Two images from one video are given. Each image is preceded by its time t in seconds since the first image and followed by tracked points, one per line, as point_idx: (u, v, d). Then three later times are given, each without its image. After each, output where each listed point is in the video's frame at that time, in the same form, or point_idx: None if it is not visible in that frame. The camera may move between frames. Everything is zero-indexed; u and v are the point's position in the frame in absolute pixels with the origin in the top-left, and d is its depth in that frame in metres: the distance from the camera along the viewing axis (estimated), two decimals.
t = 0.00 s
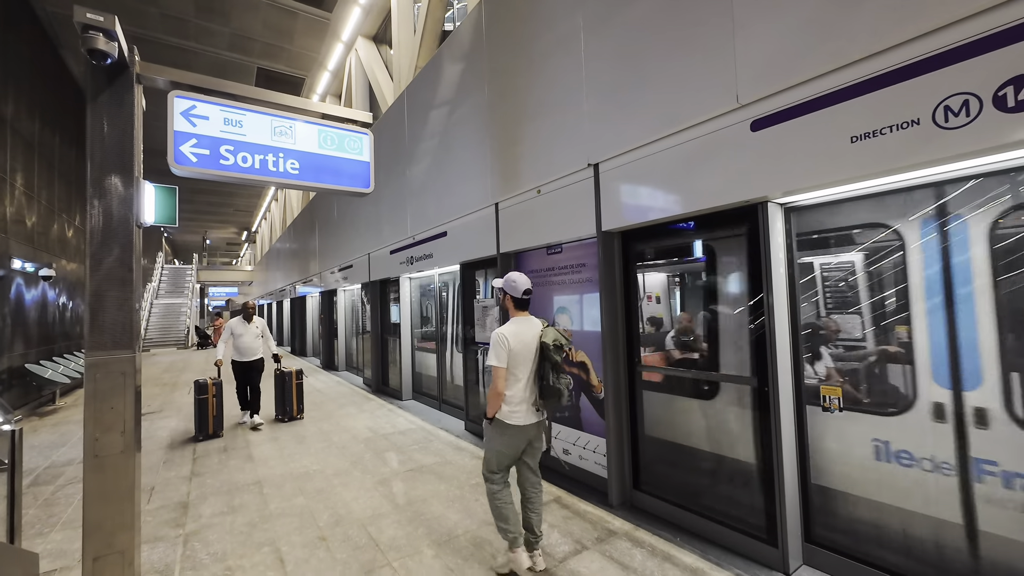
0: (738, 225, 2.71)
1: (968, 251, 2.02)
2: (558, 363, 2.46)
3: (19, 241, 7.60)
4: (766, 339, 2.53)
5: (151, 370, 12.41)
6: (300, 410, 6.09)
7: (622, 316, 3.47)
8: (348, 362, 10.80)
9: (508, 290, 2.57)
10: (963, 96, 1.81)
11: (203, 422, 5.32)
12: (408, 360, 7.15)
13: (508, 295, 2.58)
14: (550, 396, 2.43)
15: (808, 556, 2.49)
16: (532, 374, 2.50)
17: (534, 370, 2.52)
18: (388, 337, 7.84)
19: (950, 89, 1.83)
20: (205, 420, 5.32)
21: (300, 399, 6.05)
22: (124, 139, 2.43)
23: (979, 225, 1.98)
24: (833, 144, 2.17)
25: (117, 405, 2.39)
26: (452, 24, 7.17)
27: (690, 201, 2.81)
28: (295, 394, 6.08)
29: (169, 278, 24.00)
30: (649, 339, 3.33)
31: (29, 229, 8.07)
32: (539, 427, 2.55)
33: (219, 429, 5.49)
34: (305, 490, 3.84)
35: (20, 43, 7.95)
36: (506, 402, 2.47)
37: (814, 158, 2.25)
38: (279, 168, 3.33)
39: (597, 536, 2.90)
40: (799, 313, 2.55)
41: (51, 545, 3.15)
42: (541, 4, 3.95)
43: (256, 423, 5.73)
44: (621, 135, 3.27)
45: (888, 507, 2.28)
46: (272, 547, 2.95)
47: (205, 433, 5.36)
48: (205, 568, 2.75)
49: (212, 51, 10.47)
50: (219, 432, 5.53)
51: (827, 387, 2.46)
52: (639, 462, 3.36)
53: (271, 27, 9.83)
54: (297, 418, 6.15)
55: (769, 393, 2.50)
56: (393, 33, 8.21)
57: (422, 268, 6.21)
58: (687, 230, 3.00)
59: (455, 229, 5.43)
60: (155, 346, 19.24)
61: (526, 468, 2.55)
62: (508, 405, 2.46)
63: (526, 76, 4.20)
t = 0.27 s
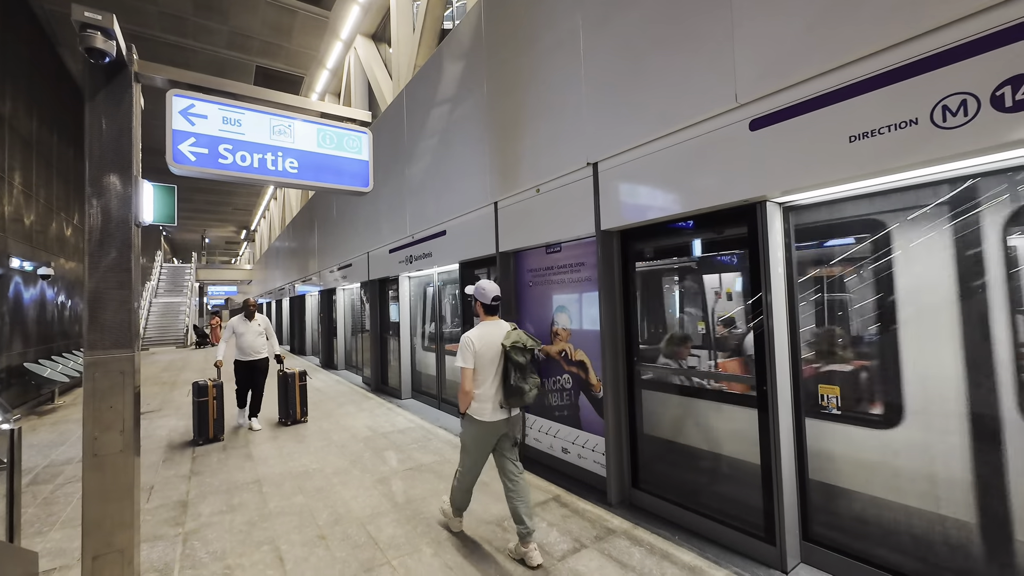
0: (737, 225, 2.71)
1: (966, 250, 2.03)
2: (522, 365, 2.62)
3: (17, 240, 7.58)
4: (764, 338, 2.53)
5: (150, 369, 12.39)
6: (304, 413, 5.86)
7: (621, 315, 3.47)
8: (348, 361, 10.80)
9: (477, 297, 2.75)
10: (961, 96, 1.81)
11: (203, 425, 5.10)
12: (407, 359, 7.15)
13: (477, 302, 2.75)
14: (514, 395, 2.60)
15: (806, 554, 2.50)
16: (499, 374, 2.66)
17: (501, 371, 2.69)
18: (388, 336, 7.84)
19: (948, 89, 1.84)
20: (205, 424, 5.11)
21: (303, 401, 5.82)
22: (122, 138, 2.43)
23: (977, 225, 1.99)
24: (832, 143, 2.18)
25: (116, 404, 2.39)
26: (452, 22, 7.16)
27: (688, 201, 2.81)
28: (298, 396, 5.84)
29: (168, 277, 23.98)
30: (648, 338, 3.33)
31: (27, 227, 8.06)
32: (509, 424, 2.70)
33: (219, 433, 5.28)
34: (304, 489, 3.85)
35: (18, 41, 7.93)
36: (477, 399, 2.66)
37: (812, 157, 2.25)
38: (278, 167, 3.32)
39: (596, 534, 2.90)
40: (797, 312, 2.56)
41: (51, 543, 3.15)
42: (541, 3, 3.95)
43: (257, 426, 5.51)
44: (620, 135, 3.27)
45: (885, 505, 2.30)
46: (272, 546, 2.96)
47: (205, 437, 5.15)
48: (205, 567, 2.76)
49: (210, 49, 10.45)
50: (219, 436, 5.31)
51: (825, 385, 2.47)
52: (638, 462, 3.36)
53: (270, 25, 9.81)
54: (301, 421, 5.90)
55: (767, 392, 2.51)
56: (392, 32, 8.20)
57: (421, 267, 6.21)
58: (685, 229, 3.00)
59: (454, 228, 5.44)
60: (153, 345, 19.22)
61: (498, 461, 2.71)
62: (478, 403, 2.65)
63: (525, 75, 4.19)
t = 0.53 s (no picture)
0: (736, 224, 2.71)
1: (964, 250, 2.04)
2: (484, 359, 2.87)
3: (15, 239, 7.57)
4: (763, 336, 2.54)
5: (149, 368, 12.39)
6: (307, 416, 5.63)
7: (621, 314, 3.48)
8: (347, 360, 10.80)
9: (451, 294, 3.10)
10: (959, 95, 1.81)
11: (203, 430, 4.89)
12: (407, 358, 7.16)
13: (451, 299, 3.10)
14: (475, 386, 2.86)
15: (804, 553, 2.50)
16: (465, 368, 2.94)
17: (467, 365, 2.96)
18: (387, 335, 7.84)
19: (947, 88, 1.84)
20: (204, 428, 4.90)
21: (307, 404, 5.59)
22: (121, 137, 2.42)
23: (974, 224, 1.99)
24: (831, 143, 2.18)
25: (115, 403, 2.39)
26: (451, 21, 7.15)
27: (688, 200, 2.81)
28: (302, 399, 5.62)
29: (166, 276, 23.95)
30: (647, 337, 3.34)
31: (26, 227, 8.04)
32: (475, 414, 2.97)
33: (220, 438, 5.06)
34: (304, 487, 3.85)
35: (16, 39, 7.90)
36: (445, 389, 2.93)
37: (812, 156, 2.25)
38: (277, 166, 3.31)
39: (595, 533, 2.91)
40: (796, 311, 2.57)
41: (50, 542, 3.16)
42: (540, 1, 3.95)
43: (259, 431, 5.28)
44: (619, 134, 3.27)
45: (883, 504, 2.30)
46: (272, 544, 2.96)
47: (205, 442, 4.94)
48: (204, 565, 2.76)
49: (209, 47, 10.43)
50: (221, 441, 5.10)
51: (824, 384, 2.49)
52: (636, 461, 3.36)
53: (269, 23, 9.79)
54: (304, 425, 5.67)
55: (766, 391, 2.51)
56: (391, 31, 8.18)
57: (420, 266, 6.21)
58: (685, 228, 3.00)
59: (453, 227, 5.44)
60: (152, 344, 19.20)
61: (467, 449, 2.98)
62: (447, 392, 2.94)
63: (524, 73, 4.19)
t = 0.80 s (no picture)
0: (735, 223, 2.72)
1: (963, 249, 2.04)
2: (466, 354, 3.07)
3: (14, 238, 7.55)
4: (762, 336, 2.54)
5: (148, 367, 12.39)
6: (310, 421, 5.42)
7: (620, 313, 3.48)
8: (346, 359, 10.80)
9: (434, 294, 3.24)
10: (959, 94, 1.81)
11: (203, 435, 4.68)
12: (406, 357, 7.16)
13: (434, 299, 3.25)
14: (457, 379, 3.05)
15: (803, 551, 2.51)
16: (449, 362, 3.13)
17: (450, 360, 3.16)
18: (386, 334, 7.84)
19: (946, 87, 1.84)
20: (204, 434, 4.69)
21: (310, 408, 5.38)
22: (120, 135, 2.42)
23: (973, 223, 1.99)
24: (830, 142, 2.18)
25: (114, 402, 2.38)
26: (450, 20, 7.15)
27: (687, 199, 2.81)
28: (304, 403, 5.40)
29: (165, 275, 23.93)
30: (646, 336, 3.34)
31: (24, 225, 8.04)
32: (457, 405, 3.16)
33: (220, 444, 4.85)
34: (303, 486, 3.85)
35: (14, 38, 7.89)
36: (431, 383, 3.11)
37: (811, 155, 2.25)
38: (276, 165, 3.31)
39: (594, 532, 2.91)
40: (796, 310, 2.57)
41: (49, 541, 3.15)
42: None
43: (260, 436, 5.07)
44: (618, 133, 3.27)
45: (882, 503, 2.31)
46: (271, 543, 2.96)
47: (205, 448, 4.73)
48: (203, 564, 2.76)
49: (208, 46, 10.41)
50: (222, 447, 4.87)
51: (823, 383, 2.49)
52: (636, 460, 3.36)
53: (268, 22, 9.77)
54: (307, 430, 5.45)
55: (765, 390, 2.52)
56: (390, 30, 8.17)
57: (420, 265, 6.20)
58: (685, 227, 2.99)
59: (452, 226, 5.43)
60: (151, 343, 19.17)
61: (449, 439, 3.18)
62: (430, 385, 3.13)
63: (524, 72, 4.18)
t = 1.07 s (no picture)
0: (734, 223, 2.72)
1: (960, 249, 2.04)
2: (454, 352, 3.24)
3: (12, 237, 7.54)
4: (760, 335, 2.54)
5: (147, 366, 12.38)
6: (313, 425, 5.15)
7: (619, 313, 3.49)
8: (345, 358, 10.79)
9: (421, 296, 3.39)
10: (958, 93, 1.81)
11: (201, 442, 4.41)
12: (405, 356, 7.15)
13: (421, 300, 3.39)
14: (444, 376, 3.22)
15: (802, 550, 2.51)
16: (436, 361, 3.28)
17: (438, 357, 3.31)
18: (385, 333, 7.83)
19: (945, 87, 1.84)
20: (203, 441, 4.42)
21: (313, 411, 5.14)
22: (117, 133, 2.42)
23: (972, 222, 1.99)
24: (829, 141, 2.18)
25: (113, 401, 2.38)
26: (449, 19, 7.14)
27: (686, 199, 2.81)
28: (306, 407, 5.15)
29: (164, 274, 23.89)
30: (645, 335, 3.34)
31: (23, 224, 8.02)
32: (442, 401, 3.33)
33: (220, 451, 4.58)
34: (303, 486, 3.85)
35: (12, 37, 7.86)
36: (419, 379, 3.26)
37: (810, 155, 2.25)
38: (275, 164, 3.30)
39: (594, 531, 2.91)
40: (795, 310, 2.57)
41: (47, 541, 3.15)
42: None
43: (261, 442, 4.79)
44: (618, 131, 3.26)
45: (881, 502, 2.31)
46: (270, 543, 2.96)
47: (203, 456, 4.46)
48: (202, 564, 2.75)
49: (206, 44, 10.39)
50: (221, 455, 4.60)
51: (821, 382, 2.49)
52: (635, 460, 3.37)
53: (267, 21, 9.76)
54: (310, 436, 5.18)
55: (764, 389, 2.52)
56: (389, 28, 8.15)
57: (419, 264, 6.20)
58: (684, 226, 2.99)
59: (452, 225, 5.43)
60: (150, 342, 19.13)
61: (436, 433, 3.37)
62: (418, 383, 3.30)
63: (523, 72, 4.18)
